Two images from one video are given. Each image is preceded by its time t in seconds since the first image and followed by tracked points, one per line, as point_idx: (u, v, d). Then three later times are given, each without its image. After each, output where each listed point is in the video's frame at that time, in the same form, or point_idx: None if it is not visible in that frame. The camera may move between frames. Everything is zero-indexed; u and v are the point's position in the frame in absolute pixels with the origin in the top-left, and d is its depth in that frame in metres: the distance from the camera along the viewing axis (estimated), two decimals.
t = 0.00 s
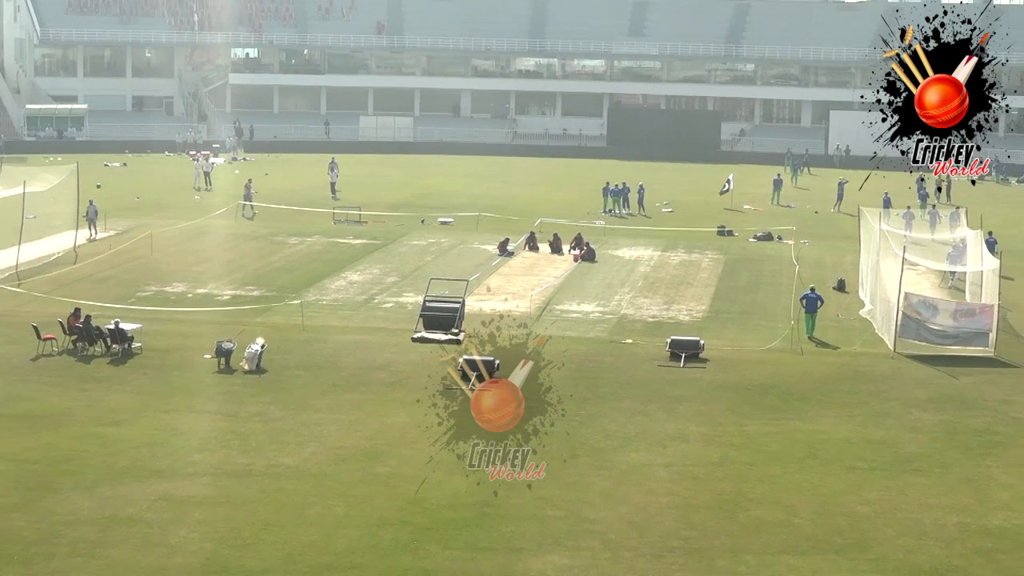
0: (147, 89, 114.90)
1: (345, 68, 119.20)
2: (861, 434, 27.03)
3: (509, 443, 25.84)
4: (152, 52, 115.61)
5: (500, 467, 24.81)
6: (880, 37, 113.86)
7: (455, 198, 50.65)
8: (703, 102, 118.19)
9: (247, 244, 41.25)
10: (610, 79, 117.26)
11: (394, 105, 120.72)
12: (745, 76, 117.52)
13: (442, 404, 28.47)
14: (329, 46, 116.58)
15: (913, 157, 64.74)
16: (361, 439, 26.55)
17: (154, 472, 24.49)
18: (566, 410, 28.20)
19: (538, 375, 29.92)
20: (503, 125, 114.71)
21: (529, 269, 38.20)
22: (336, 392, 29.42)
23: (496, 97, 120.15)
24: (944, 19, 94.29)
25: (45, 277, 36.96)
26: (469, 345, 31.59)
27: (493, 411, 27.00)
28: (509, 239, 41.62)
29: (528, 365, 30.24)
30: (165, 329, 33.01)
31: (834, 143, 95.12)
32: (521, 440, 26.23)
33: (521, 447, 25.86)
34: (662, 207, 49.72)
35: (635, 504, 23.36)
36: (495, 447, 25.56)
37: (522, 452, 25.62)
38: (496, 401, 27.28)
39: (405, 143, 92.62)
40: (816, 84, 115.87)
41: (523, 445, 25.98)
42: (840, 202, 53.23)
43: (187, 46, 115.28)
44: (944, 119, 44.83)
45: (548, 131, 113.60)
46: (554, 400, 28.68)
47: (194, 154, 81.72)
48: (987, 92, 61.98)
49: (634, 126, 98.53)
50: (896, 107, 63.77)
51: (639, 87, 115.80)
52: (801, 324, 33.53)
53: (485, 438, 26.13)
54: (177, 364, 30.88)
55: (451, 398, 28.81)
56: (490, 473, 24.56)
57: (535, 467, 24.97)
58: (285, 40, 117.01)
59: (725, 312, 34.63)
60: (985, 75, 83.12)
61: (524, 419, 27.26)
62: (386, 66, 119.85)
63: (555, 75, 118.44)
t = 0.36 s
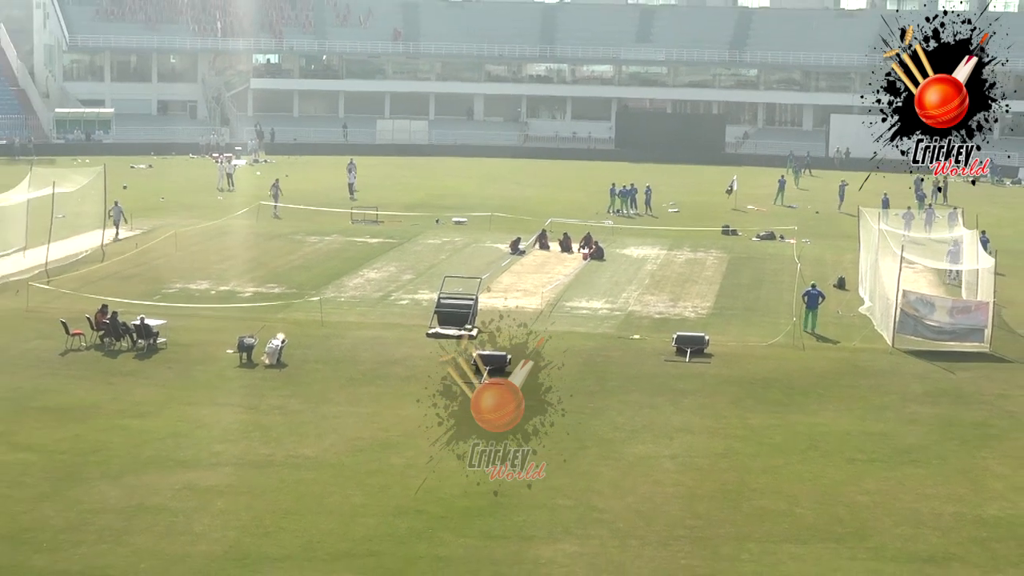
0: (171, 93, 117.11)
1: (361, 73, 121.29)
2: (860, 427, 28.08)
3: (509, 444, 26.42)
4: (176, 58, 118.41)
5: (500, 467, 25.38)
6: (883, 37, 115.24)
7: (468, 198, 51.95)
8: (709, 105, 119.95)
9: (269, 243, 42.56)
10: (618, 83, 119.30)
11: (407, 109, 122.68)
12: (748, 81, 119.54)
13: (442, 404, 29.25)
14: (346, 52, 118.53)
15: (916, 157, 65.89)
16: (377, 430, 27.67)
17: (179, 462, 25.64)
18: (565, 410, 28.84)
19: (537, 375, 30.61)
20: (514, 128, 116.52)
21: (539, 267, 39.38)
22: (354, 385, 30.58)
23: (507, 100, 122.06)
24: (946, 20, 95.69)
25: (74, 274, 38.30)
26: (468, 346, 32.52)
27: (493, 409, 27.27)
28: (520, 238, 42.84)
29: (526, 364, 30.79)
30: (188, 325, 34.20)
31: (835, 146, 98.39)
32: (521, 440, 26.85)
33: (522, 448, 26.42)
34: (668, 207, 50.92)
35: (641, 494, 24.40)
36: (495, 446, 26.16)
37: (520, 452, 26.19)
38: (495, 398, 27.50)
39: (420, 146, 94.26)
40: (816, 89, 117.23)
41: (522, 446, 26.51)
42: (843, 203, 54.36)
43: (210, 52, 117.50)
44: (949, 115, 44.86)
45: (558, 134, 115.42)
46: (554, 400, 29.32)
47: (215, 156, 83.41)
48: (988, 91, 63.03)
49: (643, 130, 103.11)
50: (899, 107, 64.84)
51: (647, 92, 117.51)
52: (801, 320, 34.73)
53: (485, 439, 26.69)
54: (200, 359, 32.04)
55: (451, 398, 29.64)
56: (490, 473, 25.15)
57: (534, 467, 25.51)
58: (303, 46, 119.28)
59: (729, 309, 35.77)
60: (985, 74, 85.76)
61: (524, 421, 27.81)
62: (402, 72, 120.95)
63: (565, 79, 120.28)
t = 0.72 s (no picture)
0: (186, 97, 118.21)
1: (370, 78, 122.60)
2: (855, 422, 28.94)
3: (509, 445, 27.07)
4: (191, 63, 119.77)
5: (500, 467, 26.00)
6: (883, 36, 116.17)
7: (473, 199, 52.97)
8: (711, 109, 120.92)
9: (281, 243, 43.54)
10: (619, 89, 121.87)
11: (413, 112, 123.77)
12: (749, 85, 119.33)
13: (443, 405, 29.92)
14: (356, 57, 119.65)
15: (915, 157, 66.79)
16: (386, 425, 28.59)
17: (194, 456, 26.58)
18: (565, 410, 29.48)
19: (537, 375, 31.39)
20: (519, 131, 117.66)
21: (544, 266, 40.35)
22: (364, 380, 31.53)
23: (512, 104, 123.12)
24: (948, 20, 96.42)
25: (91, 273, 39.34)
26: (468, 346, 33.44)
27: (493, 409, 28.40)
28: (525, 237, 43.82)
29: (528, 364, 31.50)
30: (202, 322, 35.17)
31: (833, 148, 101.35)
32: (522, 440, 27.53)
33: (523, 448, 27.08)
34: (670, 207, 51.87)
35: (643, 487, 25.27)
36: (494, 446, 26.82)
37: (520, 452, 26.82)
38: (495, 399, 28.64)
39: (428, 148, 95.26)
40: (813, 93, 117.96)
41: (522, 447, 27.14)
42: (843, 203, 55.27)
43: (225, 57, 118.95)
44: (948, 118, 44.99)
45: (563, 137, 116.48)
46: (553, 400, 29.93)
47: (228, 159, 84.52)
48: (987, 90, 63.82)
49: (645, 133, 106.40)
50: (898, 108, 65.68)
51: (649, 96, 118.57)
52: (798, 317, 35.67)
53: (485, 439, 27.37)
54: (214, 356, 32.99)
55: (451, 399, 30.34)
56: (490, 473, 25.77)
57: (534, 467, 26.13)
58: (315, 51, 120.70)
59: (729, 306, 36.67)
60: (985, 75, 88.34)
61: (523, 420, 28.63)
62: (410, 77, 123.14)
63: (570, 83, 121.34)
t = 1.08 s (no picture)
0: (206, 100, 119.09)
1: (384, 82, 123.75)
2: (856, 417, 29.80)
3: (508, 445, 27.63)
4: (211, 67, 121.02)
5: (500, 468, 26.58)
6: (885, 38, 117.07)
7: (483, 200, 53.93)
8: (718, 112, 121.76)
9: (298, 242, 44.58)
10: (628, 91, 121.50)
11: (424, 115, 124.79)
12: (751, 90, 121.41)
13: (443, 405, 30.52)
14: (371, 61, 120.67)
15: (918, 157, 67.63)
16: (400, 420, 29.54)
17: (213, 449, 27.56)
18: (564, 410, 30.08)
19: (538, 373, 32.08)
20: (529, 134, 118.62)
21: (553, 265, 41.28)
22: (379, 376, 32.50)
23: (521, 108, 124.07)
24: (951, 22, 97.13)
25: (114, 271, 40.42)
26: (469, 346, 34.24)
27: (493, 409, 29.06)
28: (534, 237, 44.78)
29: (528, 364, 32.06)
30: (222, 319, 36.18)
31: (833, 150, 102.09)
32: (522, 440, 28.11)
33: (523, 448, 27.66)
34: (676, 208, 52.79)
35: (649, 480, 26.18)
36: (494, 446, 27.38)
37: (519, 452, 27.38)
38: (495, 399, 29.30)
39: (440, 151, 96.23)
40: (816, 97, 119.09)
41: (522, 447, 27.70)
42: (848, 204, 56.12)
43: (243, 62, 120.18)
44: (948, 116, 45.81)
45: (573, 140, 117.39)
46: (552, 401, 30.52)
47: (246, 160, 85.55)
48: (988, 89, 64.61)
49: (651, 135, 107.20)
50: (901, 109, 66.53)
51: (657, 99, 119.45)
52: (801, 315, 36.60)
53: (485, 439, 27.91)
54: (233, 352, 33.98)
55: (451, 399, 30.91)
56: (490, 473, 26.36)
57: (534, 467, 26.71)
58: (331, 56, 121.73)
59: (734, 305, 37.57)
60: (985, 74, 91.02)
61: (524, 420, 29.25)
62: (424, 80, 124.08)
63: (579, 87, 122.25)
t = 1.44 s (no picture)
0: (221, 104, 120.43)
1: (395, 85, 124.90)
2: (854, 412, 30.67)
3: (508, 445, 28.17)
4: (226, 72, 122.41)
5: (500, 468, 27.12)
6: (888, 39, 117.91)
7: (488, 200, 54.94)
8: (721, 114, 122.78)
9: (309, 241, 45.62)
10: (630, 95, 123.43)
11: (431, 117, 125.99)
12: (753, 93, 122.70)
13: (442, 405, 31.10)
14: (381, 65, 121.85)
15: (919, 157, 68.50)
16: (410, 415, 30.48)
17: (228, 443, 28.51)
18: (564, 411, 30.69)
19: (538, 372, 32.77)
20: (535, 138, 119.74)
21: (559, 264, 42.21)
22: (389, 372, 33.45)
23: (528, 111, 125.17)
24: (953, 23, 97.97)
25: (132, 270, 41.46)
26: (470, 346, 34.99)
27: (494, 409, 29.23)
28: (540, 236, 45.74)
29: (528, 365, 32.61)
30: (236, 317, 37.14)
31: (833, 152, 103.07)
32: (521, 440, 28.66)
33: (522, 448, 28.22)
34: (679, 209, 53.73)
35: (653, 474, 27.09)
36: (494, 446, 27.92)
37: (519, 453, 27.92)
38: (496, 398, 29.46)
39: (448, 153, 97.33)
40: (815, 100, 120.61)
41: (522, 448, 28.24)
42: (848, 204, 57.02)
43: (257, 66, 121.48)
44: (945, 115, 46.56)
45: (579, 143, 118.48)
46: (551, 401, 31.19)
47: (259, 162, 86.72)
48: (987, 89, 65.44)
49: (655, 138, 108.14)
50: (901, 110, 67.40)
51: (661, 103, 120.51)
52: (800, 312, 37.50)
53: (485, 439, 28.46)
54: (246, 349, 34.94)
55: (451, 398, 31.46)
56: (491, 473, 26.92)
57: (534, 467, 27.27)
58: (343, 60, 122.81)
59: (736, 303, 38.46)
60: (985, 74, 92.81)
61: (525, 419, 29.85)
62: (433, 84, 125.10)
63: (585, 91, 123.35)
